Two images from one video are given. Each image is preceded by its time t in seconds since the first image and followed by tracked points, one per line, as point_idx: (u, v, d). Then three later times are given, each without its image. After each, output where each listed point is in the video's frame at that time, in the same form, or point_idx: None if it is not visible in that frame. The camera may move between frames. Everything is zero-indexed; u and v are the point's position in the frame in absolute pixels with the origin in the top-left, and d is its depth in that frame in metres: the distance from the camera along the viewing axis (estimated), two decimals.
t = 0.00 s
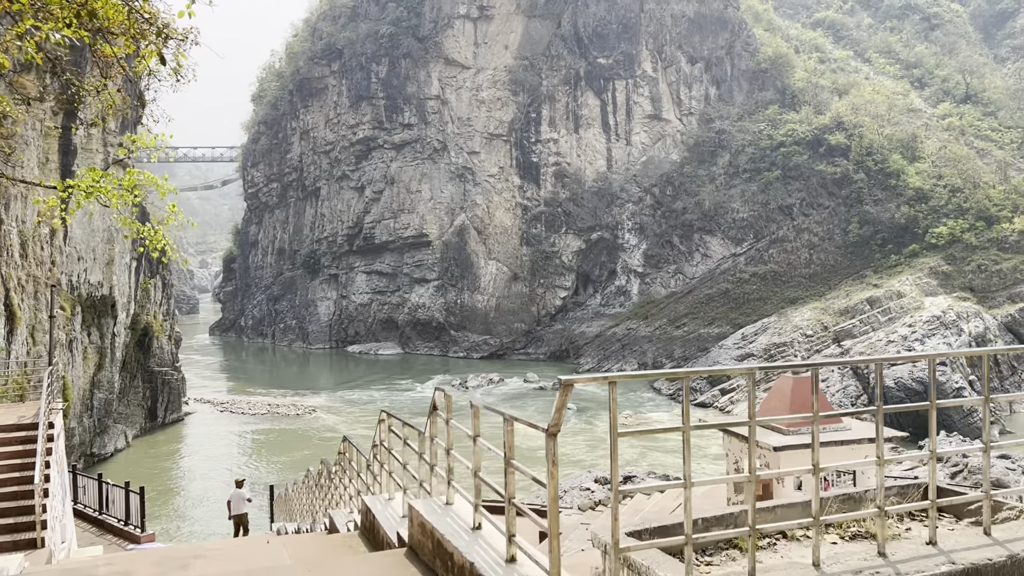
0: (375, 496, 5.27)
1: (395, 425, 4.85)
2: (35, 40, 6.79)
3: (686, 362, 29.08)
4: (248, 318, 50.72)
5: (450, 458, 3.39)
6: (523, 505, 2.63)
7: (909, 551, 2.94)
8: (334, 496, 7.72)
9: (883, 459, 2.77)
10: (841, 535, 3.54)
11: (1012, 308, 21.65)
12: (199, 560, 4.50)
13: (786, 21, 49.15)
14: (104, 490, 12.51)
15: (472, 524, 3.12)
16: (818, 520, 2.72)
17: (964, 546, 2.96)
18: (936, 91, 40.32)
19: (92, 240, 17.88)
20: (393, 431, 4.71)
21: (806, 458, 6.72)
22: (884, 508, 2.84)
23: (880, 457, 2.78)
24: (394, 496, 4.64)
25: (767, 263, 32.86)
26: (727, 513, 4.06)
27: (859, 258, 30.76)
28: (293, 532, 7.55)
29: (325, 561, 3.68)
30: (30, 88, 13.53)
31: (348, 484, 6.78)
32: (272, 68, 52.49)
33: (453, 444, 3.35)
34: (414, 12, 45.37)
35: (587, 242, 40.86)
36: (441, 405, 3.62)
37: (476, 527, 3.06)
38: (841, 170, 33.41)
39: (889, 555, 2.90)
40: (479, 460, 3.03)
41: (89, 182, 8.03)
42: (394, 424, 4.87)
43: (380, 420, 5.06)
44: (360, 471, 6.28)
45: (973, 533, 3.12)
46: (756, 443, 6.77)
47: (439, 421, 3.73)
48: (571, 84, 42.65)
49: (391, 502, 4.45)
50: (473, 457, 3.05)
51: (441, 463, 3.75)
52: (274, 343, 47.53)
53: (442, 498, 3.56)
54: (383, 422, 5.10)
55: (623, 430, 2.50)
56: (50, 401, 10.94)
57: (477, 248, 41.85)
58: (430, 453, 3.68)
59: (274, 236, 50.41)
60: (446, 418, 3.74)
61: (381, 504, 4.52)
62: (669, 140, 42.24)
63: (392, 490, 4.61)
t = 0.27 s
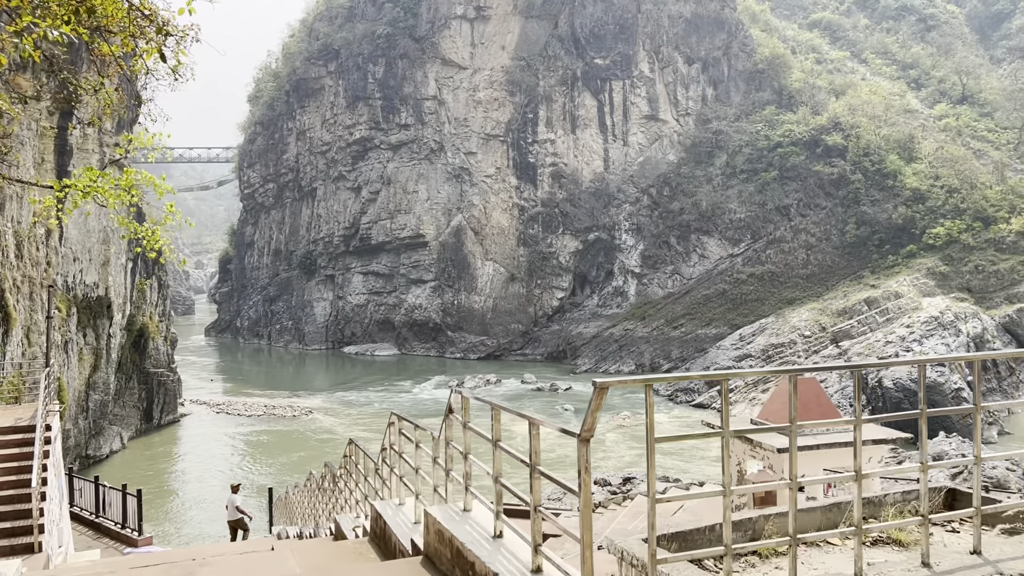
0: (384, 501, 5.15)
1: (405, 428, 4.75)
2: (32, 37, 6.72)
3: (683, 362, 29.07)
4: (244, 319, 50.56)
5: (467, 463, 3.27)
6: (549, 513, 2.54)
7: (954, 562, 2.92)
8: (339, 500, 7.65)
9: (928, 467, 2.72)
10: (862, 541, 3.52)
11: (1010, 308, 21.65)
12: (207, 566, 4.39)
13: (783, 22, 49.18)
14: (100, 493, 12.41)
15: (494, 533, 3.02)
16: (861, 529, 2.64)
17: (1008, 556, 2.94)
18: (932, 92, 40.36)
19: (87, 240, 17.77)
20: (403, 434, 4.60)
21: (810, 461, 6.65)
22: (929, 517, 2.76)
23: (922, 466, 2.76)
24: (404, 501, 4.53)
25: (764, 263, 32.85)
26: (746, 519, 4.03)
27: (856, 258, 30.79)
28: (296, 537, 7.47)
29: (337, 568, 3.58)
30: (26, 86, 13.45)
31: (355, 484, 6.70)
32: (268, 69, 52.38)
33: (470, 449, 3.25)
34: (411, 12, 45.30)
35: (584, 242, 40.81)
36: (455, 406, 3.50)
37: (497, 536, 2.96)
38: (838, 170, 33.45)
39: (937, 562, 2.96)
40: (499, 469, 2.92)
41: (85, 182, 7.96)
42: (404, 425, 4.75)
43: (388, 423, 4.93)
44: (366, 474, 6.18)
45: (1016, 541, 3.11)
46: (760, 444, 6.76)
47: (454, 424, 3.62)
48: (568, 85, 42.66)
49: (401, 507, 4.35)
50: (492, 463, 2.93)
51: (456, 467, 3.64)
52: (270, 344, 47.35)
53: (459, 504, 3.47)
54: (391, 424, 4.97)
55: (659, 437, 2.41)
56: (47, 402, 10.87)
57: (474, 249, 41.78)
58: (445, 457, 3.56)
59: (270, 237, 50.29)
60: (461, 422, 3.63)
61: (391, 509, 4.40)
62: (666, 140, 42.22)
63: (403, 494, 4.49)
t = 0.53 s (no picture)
0: (390, 509, 5.05)
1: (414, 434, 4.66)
2: (27, 35, 6.63)
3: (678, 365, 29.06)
4: (237, 321, 50.32)
5: (485, 472, 3.18)
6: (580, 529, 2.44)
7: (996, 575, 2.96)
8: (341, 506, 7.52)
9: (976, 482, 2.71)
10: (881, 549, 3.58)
11: (1004, 310, 21.77)
12: None
13: (777, 24, 49.27)
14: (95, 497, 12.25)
15: (514, 546, 2.93)
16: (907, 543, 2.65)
17: None
18: (926, 94, 40.50)
19: (80, 242, 17.60)
20: (411, 441, 4.50)
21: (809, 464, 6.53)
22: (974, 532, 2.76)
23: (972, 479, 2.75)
24: (414, 509, 4.44)
25: (758, 266, 32.87)
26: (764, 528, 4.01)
27: (850, 261, 30.85)
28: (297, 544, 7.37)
29: None
30: (19, 86, 13.30)
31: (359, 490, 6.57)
32: (262, 70, 52.19)
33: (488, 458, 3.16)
34: (406, 14, 45.19)
35: (578, 244, 40.77)
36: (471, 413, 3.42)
37: (517, 549, 2.87)
38: (832, 173, 33.53)
39: None
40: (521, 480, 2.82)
41: (79, 183, 7.85)
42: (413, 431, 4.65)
43: (398, 428, 4.84)
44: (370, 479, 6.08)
45: None
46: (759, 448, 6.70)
47: (470, 431, 3.53)
48: (562, 87, 42.68)
49: (411, 516, 4.26)
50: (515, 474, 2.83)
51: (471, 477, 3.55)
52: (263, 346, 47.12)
53: (475, 516, 3.38)
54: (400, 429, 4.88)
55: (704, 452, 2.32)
56: (41, 406, 10.73)
57: (468, 251, 41.71)
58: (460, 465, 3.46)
59: (264, 238, 50.10)
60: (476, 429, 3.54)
61: (400, 518, 4.30)
62: (660, 143, 42.23)
63: (413, 503, 4.39)
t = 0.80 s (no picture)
0: (396, 513, 4.97)
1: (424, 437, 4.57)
2: (18, 32, 6.57)
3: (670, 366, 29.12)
4: (229, 321, 50.06)
5: (502, 478, 3.09)
6: (607, 540, 2.34)
7: None
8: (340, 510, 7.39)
9: None
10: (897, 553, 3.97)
11: (993, 312, 22.15)
12: None
13: (769, 27, 49.44)
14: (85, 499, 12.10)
15: (536, 556, 2.84)
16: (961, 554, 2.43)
17: None
18: (916, 96, 40.78)
19: (70, 242, 17.45)
20: (421, 445, 4.42)
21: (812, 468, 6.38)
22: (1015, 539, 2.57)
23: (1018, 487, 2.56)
24: (422, 515, 4.35)
25: (750, 267, 32.96)
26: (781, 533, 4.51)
27: (842, 262, 30.97)
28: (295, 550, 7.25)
29: None
30: (10, 83, 13.18)
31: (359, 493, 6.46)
32: (254, 70, 52.00)
33: (505, 464, 3.09)
34: (398, 14, 45.11)
35: (571, 245, 40.79)
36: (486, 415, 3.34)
37: (539, 558, 2.80)
38: (824, 174, 33.66)
39: None
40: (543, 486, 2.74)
41: (71, 181, 7.79)
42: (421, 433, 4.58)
43: (405, 431, 4.77)
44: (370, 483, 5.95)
45: None
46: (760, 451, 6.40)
47: (484, 434, 3.45)
48: (555, 88, 42.76)
49: (419, 523, 4.19)
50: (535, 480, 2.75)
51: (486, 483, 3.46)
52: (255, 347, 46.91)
53: (492, 525, 3.30)
54: (407, 432, 4.81)
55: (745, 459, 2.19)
56: (33, 408, 10.64)
57: (461, 252, 41.67)
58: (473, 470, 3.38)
59: (256, 239, 49.90)
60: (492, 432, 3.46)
61: (408, 525, 4.21)
62: (653, 144, 42.32)
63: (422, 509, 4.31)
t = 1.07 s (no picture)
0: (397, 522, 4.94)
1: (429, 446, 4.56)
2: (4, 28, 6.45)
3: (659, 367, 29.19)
4: (215, 322, 49.64)
5: (516, 490, 3.14)
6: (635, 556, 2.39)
7: None
8: (336, 518, 7.29)
9: None
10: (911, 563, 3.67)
11: (980, 314, 22.52)
12: None
13: (757, 29, 49.65)
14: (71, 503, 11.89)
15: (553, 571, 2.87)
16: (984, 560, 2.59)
17: None
18: (903, 100, 41.13)
19: (55, 241, 17.18)
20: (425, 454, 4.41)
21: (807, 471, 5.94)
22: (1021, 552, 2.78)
23: None
24: (427, 526, 4.33)
25: (738, 268, 33.09)
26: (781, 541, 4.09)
27: (830, 264, 31.17)
28: (289, 558, 7.16)
29: None
30: None
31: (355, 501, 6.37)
32: (241, 69, 51.61)
33: (519, 478, 3.10)
34: (387, 13, 44.93)
35: (560, 246, 40.82)
36: (498, 426, 3.37)
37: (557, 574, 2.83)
38: (812, 176, 33.88)
39: None
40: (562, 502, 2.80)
41: (58, 180, 7.68)
42: (426, 440, 4.58)
43: (408, 438, 4.76)
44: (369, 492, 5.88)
45: None
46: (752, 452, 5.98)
47: (495, 446, 3.49)
48: (544, 89, 42.77)
49: (424, 534, 4.17)
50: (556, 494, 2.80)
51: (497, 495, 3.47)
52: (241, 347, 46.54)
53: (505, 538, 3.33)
54: (410, 439, 4.80)
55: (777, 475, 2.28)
56: (17, 410, 10.46)
57: (450, 252, 41.56)
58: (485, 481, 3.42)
59: (242, 239, 49.55)
60: (501, 442, 3.50)
61: (413, 535, 4.21)
62: (642, 145, 42.41)
63: (426, 518, 4.32)
